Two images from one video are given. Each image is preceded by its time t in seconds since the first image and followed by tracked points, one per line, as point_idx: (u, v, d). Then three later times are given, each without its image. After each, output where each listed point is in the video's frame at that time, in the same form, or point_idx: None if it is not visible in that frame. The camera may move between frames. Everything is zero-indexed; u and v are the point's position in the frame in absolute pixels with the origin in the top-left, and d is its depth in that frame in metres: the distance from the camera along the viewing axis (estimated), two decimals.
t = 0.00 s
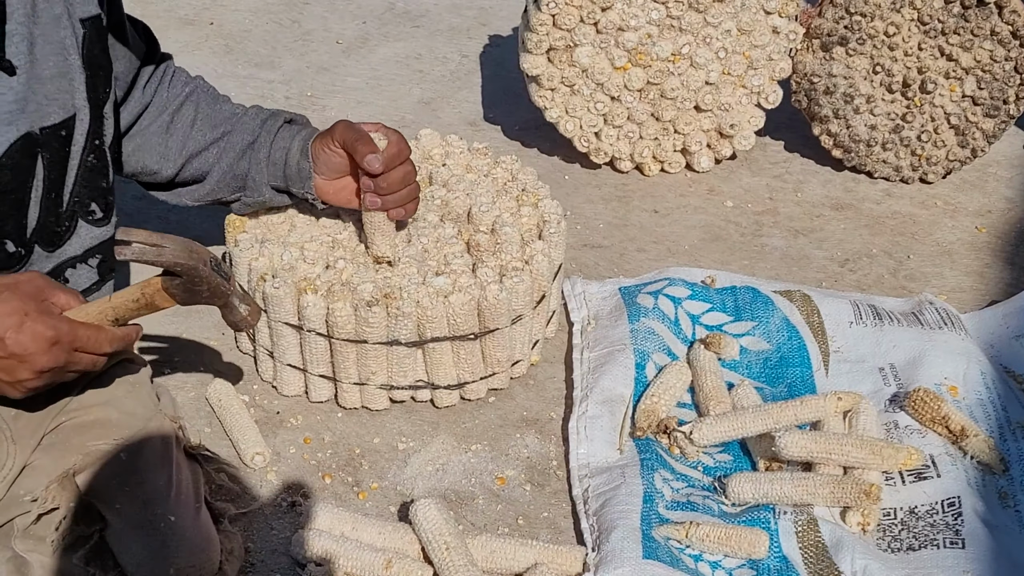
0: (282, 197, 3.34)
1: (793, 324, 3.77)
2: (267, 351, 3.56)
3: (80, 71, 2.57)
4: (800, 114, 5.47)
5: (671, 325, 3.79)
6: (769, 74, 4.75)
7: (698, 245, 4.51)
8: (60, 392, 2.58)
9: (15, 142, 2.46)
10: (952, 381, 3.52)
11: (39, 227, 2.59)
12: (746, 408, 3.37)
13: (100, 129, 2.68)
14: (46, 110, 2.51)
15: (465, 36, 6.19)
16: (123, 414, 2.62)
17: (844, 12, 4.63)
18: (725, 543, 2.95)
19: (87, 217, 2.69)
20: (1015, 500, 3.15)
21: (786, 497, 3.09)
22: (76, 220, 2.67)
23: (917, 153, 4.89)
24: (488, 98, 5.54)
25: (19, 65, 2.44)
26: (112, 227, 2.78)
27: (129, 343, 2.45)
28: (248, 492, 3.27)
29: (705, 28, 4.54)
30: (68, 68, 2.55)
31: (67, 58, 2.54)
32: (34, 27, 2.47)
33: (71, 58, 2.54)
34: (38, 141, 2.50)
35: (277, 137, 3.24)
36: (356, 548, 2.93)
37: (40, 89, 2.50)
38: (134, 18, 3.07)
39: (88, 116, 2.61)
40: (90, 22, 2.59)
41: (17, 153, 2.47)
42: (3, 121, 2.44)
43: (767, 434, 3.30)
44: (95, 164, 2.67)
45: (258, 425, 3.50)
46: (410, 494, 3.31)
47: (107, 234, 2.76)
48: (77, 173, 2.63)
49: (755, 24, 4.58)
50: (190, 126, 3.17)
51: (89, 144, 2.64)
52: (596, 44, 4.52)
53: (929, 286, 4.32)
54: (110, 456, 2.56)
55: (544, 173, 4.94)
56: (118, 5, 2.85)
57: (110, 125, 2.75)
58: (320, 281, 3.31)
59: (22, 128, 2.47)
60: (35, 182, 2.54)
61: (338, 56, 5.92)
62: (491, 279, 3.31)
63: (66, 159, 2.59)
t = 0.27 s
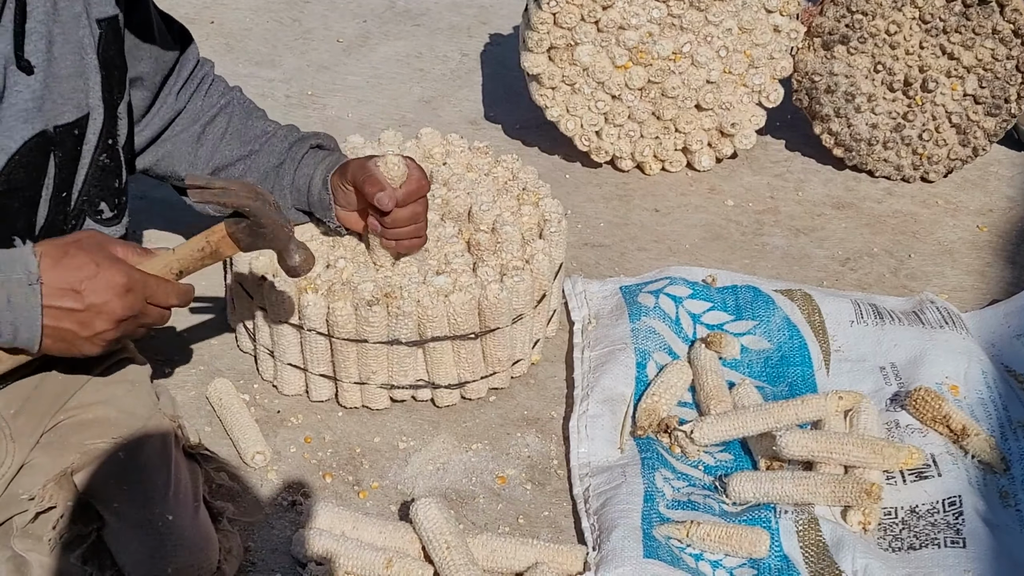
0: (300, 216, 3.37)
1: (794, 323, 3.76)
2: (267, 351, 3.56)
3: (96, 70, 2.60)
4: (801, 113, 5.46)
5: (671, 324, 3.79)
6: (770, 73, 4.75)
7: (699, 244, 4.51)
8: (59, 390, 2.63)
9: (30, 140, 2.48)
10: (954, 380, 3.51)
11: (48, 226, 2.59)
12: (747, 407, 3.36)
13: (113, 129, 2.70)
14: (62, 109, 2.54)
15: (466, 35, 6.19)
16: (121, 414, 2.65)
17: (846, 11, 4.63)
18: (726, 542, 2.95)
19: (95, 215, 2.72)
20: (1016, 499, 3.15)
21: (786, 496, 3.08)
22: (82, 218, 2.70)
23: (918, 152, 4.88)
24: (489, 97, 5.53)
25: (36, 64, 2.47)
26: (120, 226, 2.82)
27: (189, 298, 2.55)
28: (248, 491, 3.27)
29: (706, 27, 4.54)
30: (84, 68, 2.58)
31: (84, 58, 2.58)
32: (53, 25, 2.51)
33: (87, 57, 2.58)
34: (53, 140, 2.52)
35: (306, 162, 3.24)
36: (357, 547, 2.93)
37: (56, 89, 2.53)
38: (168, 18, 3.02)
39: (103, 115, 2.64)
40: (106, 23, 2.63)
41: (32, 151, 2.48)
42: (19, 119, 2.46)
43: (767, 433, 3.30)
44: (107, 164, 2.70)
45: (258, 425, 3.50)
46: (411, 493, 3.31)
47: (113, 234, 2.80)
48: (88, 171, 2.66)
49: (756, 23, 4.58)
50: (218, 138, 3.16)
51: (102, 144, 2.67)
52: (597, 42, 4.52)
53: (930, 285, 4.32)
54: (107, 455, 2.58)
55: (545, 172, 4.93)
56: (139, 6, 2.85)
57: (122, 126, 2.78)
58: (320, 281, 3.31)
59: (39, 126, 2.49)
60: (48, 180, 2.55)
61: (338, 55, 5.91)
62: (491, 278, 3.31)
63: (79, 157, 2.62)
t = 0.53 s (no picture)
0: (300, 209, 3.39)
1: (794, 319, 3.76)
2: (267, 347, 3.56)
3: (104, 47, 2.59)
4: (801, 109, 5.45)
5: (671, 320, 3.79)
6: (770, 69, 4.75)
7: (698, 239, 4.50)
8: (66, 385, 2.61)
9: (51, 117, 2.43)
10: (954, 376, 3.51)
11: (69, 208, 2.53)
12: (747, 402, 3.36)
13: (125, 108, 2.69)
14: (77, 87, 2.51)
15: (466, 31, 6.18)
16: (127, 409, 2.65)
17: (846, 7, 4.65)
18: (726, 538, 2.95)
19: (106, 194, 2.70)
20: (1016, 494, 3.14)
21: (786, 492, 3.08)
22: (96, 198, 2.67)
23: (918, 148, 4.88)
24: (488, 93, 5.53)
25: (52, 42, 2.45)
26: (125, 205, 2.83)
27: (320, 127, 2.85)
28: (248, 488, 3.27)
29: (706, 22, 4.53)
30: (92, 47, 2.57)
31: (91, 37, 2.57)
32: (67, 7, 2.49)
33: (94, 35, 2.57)
34: (71, 117, 2.49)
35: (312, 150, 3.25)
36: (357, 543, 2.93)
37: (71, 67, 2.50)
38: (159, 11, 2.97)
39: (115, 95, 2.63)
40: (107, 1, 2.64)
41: (53, 129, 2.44)
42: (38, 97, 2.41)
43: (767, 429, 3.30)
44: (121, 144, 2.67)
45: (258, 421, 3.50)
46: (410, 489, 3.31)
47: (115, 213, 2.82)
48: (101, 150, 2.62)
49: (756, 19, 4.58)
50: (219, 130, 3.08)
51: (113, 122, 2.64)
52: (596, 38, 4.51)
53: (930, 281, 4.31)
54: (111, 450, 2.58)
55: (544, 168, 4.93)
56: None
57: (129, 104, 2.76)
58: (319, 277, 3.31)
59: (58, 104, 2.45)
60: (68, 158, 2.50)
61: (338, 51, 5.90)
62: (491, 275, 3.31)
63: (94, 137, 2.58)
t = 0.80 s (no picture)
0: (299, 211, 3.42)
1: (793, 314, 3.77)
2: (266, 344, 3.56)
3: (115, 41, 2.60)
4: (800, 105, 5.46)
5: (669, 316, 3.79)
6: (768, 65, 4.75)
7: (697, 235, 4.51)
8: (71, 382, 2.64)
9: (68, 105, 2.45)
10: (952, 370, 3.52)
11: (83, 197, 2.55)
12: (746, 398, 3.37)
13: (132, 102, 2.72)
14: (92, 77, 2.53)
15: (464, 29, 6.18)
16: (130, 407, 2.67)
17: (843, 2, 4.64)
18: (725, 533, 2.95)
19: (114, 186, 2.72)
20: (1015, 488, 3.15)
21: (785, 487, 3.09)
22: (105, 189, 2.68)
23: (917, 143, 4.88)
24: (487, 91, 5.53)
25: (73, 30, 2.45)
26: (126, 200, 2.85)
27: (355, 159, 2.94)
28: (248, 485, 3.27)
29: (704, 18, 4.52)
30: (103, 39, 2.57)
31: (102, 29, 2.57)
32: None
33: (106, 28, 2.57)
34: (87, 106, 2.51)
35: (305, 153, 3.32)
36: (356, 540, 2.94)
37: (89, 56, 2.51)
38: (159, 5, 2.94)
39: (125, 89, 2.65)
40: None
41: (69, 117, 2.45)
42: (59, 81, 2.43)
43: (766, 424, 3.30)
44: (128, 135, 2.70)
45: (258, 418, 3.51)
46: (410, 485, 3.31)
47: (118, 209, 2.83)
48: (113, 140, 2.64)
49: (754, 15, 4.58)
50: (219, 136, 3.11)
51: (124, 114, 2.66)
52: (594, 35, 4.51)
53: (929, 275, 4.32)
54: (114, 447, 2.59)
55: (543, 165, 4.93)
56: None
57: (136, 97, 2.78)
58: (318, 274, 3.31)
59: (77, 89, 2.47)
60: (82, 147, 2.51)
61: (337, 49, 5.90)
62: (489, 271, 3.31)
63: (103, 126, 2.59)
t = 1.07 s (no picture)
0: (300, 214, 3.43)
1: (792, 315, 3.77)
2: (266, 345, 3.56)
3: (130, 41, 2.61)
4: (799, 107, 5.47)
5: (668, 317, 3.80)
6: (767, 66, 4.77)
7: (697, 236, 4.52)
8: (74, 379, 2.66)
9: (84, 100, 2.45)
10: (951, 371, 3.52)
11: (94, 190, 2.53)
12: (745, 399, 3.37)
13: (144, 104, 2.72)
14: (106, 76, 2.53)
15: (464, 30, 6.19)
16: (132, 406, 2.67)
17: (842, 5, 4.65)
18: (725, 533, 2.96)
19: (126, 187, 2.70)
20: (1014, 489, 3.16)
21: (784, 487, 3.10)
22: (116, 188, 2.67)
23: (915, 144, 4.89)
24: (487, 92, 5.54)
25: (91, 29, 2.47)
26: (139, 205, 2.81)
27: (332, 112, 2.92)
28: (248, 485, 3.28)
29: (703, 21, 4.54)
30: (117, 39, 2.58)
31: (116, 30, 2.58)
32: None
33: (121, 28, 2.59)
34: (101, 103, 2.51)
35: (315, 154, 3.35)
36: (356, 540, 2.94)
37: (106, 54, 2.52)
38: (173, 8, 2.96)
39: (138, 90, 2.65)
40: None
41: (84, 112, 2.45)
42: (78, 77, 2.44)
43: (765, 425, 3.31)
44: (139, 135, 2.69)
45: (258, 419, 3.51)
46: (410, 486, 3.32)
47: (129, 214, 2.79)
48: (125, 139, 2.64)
49: (753, 17, 4.59)
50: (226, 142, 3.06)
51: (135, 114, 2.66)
52: (594, 37, 4.52)
53: (928, 277, 4.33)
54: (116, 445, 2.59)
55: (543, 166, 4.94)
56: None
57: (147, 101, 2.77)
58: (318, 275, 3.32)
59: (96, 86, 2.47)
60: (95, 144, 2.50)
61: (337, 50, 5.92)
62: (489, 273, 3.32)
63: (116, 124, 2.59)
